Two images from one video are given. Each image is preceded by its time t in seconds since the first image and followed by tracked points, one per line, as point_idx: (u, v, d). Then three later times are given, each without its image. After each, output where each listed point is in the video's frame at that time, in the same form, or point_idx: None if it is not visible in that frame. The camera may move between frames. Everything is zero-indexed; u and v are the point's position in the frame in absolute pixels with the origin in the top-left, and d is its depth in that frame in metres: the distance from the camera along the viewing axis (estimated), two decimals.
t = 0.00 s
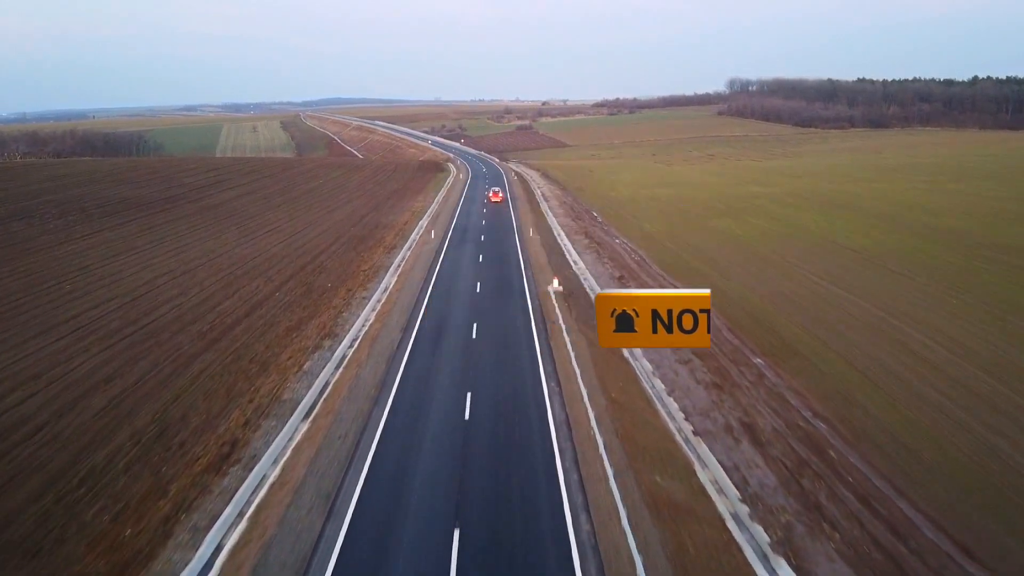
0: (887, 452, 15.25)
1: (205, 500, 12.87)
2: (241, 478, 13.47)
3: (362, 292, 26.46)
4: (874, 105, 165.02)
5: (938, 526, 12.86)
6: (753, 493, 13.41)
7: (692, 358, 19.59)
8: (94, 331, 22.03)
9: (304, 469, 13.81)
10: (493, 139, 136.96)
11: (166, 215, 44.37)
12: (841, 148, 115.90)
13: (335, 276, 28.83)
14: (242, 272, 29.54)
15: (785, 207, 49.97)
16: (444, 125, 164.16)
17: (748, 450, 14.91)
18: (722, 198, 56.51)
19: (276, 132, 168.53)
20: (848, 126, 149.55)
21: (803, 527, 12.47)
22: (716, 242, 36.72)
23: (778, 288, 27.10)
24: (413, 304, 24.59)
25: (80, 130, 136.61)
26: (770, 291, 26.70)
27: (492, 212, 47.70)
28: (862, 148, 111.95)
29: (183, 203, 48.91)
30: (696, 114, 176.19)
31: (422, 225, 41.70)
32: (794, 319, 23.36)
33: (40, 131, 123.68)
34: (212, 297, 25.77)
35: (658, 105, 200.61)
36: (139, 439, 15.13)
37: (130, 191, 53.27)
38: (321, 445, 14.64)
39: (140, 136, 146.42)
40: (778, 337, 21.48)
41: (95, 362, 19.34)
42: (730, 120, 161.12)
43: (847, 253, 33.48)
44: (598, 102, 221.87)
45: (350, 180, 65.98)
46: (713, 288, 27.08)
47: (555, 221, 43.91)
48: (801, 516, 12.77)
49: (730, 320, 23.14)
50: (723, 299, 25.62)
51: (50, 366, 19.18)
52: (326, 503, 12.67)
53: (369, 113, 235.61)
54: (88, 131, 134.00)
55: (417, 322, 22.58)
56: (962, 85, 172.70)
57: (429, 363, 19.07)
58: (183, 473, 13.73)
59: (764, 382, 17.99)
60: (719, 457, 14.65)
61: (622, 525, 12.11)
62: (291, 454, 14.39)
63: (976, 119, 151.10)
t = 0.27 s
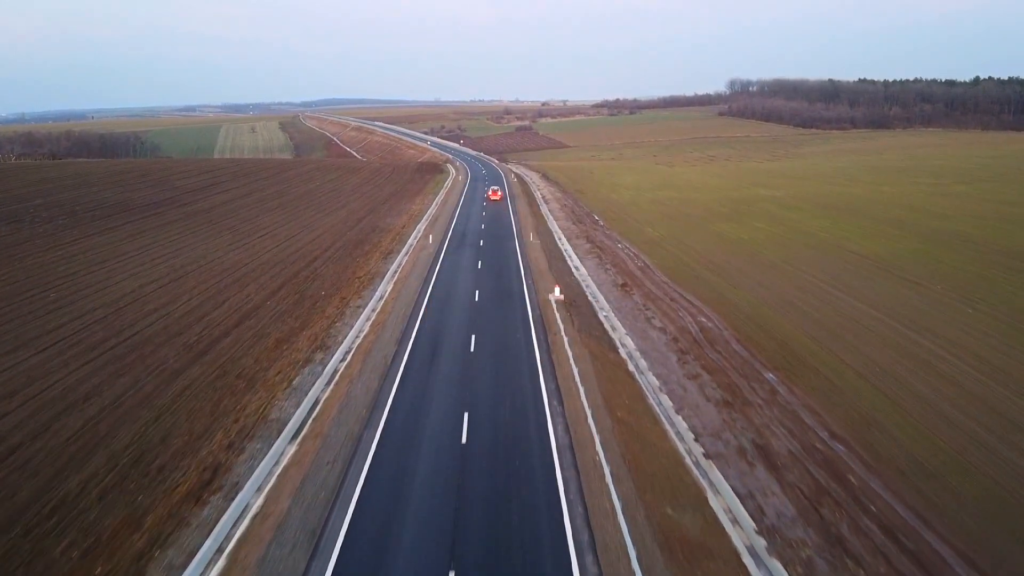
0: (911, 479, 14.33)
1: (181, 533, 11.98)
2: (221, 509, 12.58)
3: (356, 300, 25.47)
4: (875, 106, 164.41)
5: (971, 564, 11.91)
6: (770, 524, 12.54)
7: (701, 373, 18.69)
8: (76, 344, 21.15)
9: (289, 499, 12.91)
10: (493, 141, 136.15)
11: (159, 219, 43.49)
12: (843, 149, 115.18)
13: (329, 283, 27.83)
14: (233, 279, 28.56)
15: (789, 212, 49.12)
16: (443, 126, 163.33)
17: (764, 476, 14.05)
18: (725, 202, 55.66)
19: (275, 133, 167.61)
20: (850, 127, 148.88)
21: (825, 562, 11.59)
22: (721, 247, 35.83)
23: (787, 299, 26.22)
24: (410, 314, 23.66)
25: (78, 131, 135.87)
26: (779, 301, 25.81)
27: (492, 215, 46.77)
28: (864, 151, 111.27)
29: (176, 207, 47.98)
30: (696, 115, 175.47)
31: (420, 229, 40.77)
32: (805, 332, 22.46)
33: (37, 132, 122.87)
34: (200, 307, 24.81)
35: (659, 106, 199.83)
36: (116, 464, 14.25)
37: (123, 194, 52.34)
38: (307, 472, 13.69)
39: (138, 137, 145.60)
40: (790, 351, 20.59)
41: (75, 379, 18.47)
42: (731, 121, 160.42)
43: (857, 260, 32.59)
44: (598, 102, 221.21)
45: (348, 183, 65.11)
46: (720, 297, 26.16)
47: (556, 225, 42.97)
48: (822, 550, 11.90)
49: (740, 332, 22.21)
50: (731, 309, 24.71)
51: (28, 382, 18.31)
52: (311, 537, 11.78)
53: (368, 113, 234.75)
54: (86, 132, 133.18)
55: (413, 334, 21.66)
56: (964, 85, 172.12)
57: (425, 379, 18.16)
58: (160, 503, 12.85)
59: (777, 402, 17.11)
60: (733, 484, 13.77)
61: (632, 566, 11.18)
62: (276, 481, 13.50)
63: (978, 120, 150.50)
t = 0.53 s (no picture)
0: (944, 514, 13.23)
1: None
2: (195, 551, 11.52)
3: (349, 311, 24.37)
4: (877, 107, 163.53)
5: None
6: (794, 566, 11.50)
7: (713, 394, 17.59)
8: (53, 360, 20.07)
9: (269, 539, 11.85)
10: (493, 142, 135.17)
11: (149, 224, 42.38)
12: (846, 150, 114.20)
13: (320, 293, 26.66)
14: (221, 288, 27.44)
15: (795, 216, 48.04)
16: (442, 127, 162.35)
17: (784, 509, 13.01)
18: (728, 206, 54.54)
19: (274, 134, 166.50)
20: (852, 128, 147.91)
21: None
22: (727, 253, 34.74)
23: (798, 308, 25.12)
24: (404, 326, 22.56)
25: (76, 132, 135.04)
26: (791, 311, 24.70)
27: (491, 219, 45.65)
28: (866, 152, 110.45)
29: (168, 211, 46.88)
30: (697, 115, 174.53)
31: (417, 234, 39.68)
32: (820, 346, 21.33)
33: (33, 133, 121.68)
34: (186, 319, 23.69)
35: (659, 106, 198.96)
36: (85, 498, 13.19)
37: (114, 198, 51.24)
38: (290, 509, 12.61)
39: (137, 138, 144.62)
40: (805, 367, 19.52)
41: (48, 399, 17.39)
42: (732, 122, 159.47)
43: (868, 268, 31.48)
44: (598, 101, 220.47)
45: (345, 185, 63.99)
46: (729, 305, 25.04)
47: (556, 229, 41.86)
48: None
49: (753, 345, 21.08)
50: (741, 319, 23.60)
51: None
52: None
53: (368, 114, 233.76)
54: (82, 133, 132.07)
55: (407, 351, 20.56)
56: (966, 85, 171.23)
57: (419, 400, 17.08)
58: (129, 544, 11.79)
59: (796, 427, 16.01)
60: (752, 518, 12.73)
61: None
62: (256, 517, 12.44)
63: (980, 120, 149.62)
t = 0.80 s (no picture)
0: (980, 554, 12.12)
1: None
2: None
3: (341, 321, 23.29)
4: (879, 108, 162.69)
5: None
6: None
7: (725, 415, 16.51)
8: (28, 375, 19.03)
9: None
10: (492, 142, 134.24)
11: (140, 228, 41.35)
12: (849, 152, 113.24)
13: (312, 302, 25.61)
14: (210, 297, 26.42)
15: (801, 219, 47.03)
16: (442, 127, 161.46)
17: (807, 547, 11.99)
18: (732, 209, 53.52)
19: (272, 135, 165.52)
20: (854, 129, 147.06)
21: None
22: (733, 257, 33.68)
23: (810, 317, 24.02)
24: (399, 338, 21.45)
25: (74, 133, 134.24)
26: (802, 321, 23.61)
27: (490, 222, 44.60)
28: (869, 153, 109.54)
29: (160, 215, 45.88)
30: (698, 116, 173.65)
31: (414, 238, 38.61)
32: (836, 360, 20.24)
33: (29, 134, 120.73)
34: (171, 330, 22.67)
35: (659, 107, 198.12)
36: (49, 535, 12.17)
37: (106, 200, 50.24)
38: (269, 554, 11.54)
39: (135, 140, 143.81)
40: (821, 386, 18.41)
41: (19, 420, 16.36)
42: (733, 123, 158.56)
43: (880, 275, 30.40)
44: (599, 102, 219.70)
45: (342, 187, 62.96)
46: (738, 314, 23.96)
47: (557, 234, 40.80)
48: None
49: (765, 360, 20.00)
50: (751, 330, 22.51)
51: None
52: None
53: (367, 115, 232.81)
54: (79, 135, 131.13)
55: (401, 364, 19.46)
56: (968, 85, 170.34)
57: (413, 422, 16.04)
58: None
59: (815, 454, 14.94)
60: (772, 557, 11.70)
61: None
62: (232, 560, 11.40)
63: (983, 120, 148.75)
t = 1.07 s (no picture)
0: None
1: None
2: None
3: (334, 332, 22.38)
4: (881, 109, 161.89)
5: None
6: None
7: (739, 437, 15.58)
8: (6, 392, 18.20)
9: None
10: (492, 143, 133.46)
11: (131, 233, 40.50)
12: (851, 153, 112.41)
13: (305, 312, 24.72)
14: (199, 307, 25.53)
15: (807, 224, 46.13)
16: (442, 128, 160.62)
17: None
18: (736, 212, 52.62)
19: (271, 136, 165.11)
20: (855, 130, 146.28)
21: None
22: (739, 263, 32.76)
23: (823, 330, 23.09)
24: (394, 351, 20.52)
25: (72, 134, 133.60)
26: (815, 334, 22.69)
27: (490, 226, 43.69)
28: (871, 154, 108.74)
29: (154, 218, 45.03)
30: (699, 117, 172.83)
31: (411, 243, 37.71)
32: (853, 378, 19.31)
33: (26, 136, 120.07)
34: (157, 343, 21.79)
35: (660, 108, 197.53)
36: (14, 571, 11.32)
37: (100, 204, 49.39)
38: None
39: (134, 141, 143.16)
40: (838, 407, 17.50)
41: None
42: (734, 124, 157.73)
43: (892, 283, 29.50)
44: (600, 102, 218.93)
45: (340, 190, 62.11)
46: (748, 326, 23.05)
47: (558, 238, 39.88)
48: None
49: (778, 377, 19.08)
50: (762, 343, 21.58)
51: None
52: None
53: (367, 115, 232.04)
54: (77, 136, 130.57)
55: (397, 379, 18.52)
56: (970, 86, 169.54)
57: (408, 443, 15.13)
58: None
59: (836, 482, 14.01)
60: None
61: None
62: None
63: (986, 122, 147.93)
